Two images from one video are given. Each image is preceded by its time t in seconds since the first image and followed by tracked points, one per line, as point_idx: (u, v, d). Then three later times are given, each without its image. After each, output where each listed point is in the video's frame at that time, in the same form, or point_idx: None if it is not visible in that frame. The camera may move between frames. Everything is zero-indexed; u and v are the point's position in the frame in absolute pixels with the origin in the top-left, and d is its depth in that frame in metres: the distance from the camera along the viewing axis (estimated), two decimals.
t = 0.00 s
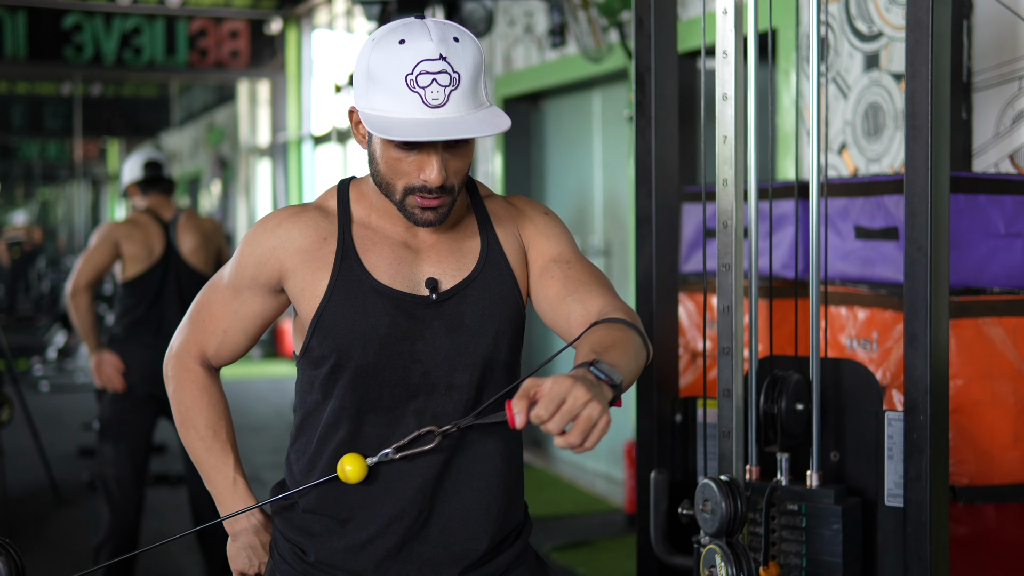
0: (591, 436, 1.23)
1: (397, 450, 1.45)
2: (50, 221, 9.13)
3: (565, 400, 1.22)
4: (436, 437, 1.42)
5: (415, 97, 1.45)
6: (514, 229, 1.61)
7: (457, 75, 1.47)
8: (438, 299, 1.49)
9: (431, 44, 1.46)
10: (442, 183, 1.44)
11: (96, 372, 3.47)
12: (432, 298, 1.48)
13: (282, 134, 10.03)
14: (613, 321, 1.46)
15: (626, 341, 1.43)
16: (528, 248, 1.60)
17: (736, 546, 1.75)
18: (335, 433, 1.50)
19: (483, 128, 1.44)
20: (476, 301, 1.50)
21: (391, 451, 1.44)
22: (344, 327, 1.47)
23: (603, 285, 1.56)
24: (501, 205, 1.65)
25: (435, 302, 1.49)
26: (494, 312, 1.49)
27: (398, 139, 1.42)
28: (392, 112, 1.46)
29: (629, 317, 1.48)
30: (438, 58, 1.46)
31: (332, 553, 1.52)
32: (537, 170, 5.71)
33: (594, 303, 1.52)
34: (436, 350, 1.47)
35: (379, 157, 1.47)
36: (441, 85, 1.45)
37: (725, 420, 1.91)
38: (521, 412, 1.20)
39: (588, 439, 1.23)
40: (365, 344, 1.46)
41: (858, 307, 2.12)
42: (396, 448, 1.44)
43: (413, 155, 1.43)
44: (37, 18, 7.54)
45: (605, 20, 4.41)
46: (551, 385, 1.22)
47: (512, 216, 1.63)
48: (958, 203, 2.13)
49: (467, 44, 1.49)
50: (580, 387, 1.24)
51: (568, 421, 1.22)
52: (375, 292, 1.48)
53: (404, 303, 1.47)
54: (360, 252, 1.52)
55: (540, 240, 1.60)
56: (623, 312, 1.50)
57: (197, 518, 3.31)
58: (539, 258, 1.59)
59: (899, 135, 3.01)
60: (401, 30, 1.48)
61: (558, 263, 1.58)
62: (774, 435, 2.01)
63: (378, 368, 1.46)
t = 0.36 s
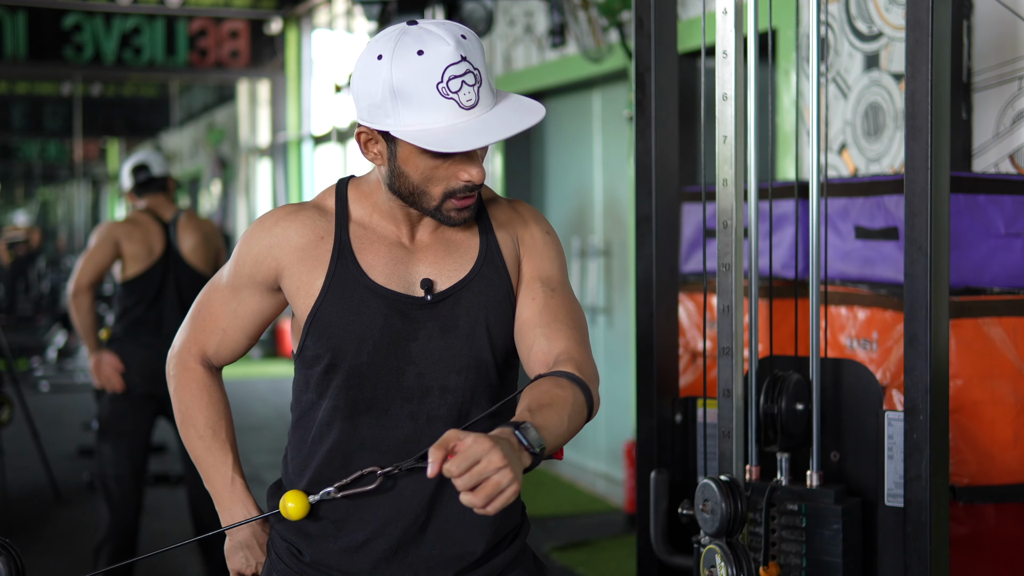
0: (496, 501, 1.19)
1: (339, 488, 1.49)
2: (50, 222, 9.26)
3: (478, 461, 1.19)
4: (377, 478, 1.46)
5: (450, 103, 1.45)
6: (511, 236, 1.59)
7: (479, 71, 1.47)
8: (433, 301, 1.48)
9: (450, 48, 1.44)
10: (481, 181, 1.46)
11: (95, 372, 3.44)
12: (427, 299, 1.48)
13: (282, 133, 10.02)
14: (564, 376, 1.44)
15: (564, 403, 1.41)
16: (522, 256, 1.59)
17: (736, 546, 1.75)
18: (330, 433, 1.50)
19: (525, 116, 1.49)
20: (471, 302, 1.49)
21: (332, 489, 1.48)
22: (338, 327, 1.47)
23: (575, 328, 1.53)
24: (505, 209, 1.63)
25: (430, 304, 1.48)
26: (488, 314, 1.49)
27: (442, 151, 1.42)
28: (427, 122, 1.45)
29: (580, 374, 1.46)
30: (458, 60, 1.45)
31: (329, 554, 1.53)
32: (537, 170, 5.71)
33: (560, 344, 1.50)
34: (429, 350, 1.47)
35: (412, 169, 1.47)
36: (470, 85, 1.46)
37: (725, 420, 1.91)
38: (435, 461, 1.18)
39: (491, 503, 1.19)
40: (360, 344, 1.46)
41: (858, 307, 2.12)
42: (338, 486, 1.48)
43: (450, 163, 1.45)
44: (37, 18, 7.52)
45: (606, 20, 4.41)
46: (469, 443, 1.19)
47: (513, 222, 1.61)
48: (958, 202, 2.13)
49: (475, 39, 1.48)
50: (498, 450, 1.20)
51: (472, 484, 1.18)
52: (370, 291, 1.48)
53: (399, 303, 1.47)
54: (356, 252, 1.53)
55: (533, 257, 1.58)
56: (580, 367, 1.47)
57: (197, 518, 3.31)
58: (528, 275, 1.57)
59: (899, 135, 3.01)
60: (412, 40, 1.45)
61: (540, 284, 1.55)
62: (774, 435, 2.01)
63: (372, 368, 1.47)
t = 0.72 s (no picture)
0: (444, 541, 1.20)
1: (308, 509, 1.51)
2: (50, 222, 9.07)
3: (435, 499, 1.19)
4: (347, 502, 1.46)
5: (460, 99, 1.44)
6: (520, 246, 1.58)
7: (488, 69, 1.47)
8: (438, 310, 1.48)
9: (461, 45, 1.44)
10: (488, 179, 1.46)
11: (97, 372, 3.45)
12: (432, 307, 1.48)
13: (282, 133, 10.11)
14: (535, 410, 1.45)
15: (534, 438, 1.41)
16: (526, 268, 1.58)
17: (736, 546, 1.76)
18: (332, 438, 1.50)
19: (533, 113, 1.49)
20: (475, 312, 1.49)
21: (302, 511, 1.50)
22: (343, 331, 1.47)
23: (564, 357, 1.54)
24: (516, 219, 1.62)
25: (435, 313, 1.48)
26: (493, 326, 1.49)
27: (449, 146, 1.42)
28: (437, 119, 1.45)
29: (554, 407, 1.47)
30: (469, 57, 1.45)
31: (333, 555, 1.52)
32: (537, 170, 5.71)
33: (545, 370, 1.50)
34: (432, 359, 1.47)
35: (419, 167, 1.47)
36: (480, 82, 1.46)
37: (725, 420, 1.91)
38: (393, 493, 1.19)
39: (439, 541, 1.19)
40: (364, 349, 1.46)
41: (859, 307, 2.12)
42: (308, 507, 1.50)
43: (457, 161, 1.45)
44: (37, 18, 7.53)
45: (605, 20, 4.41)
46: (430, 480, 1.19)
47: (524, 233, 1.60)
48: (958, 202, 2.12)
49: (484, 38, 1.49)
50: (457, 494, 1.21)
51: (425, 521, 1.19)
52: (375, 296, 1.48)
53: (403, 309, 1.47)
54: (363, 256, 1.52)
55: (540, 273, 1.57)
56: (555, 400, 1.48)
57: (197, 518, 3.31)
58: (530, 290, 1.55)
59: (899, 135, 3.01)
60: (424, 38, 1.46)
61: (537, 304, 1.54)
62: (774, 434, 2.01)
63: (376, 373, 1.47)
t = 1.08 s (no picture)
0: (626, 497, 1.25)
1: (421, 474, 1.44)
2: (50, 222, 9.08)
3: (604, 461, 1.23)
4: (462, 466, 1.43)
5: (415, 72, 1.45)
6: (540, 254, 1.60)
7: (461, 58, 1.47)
8: (450, 309, 1.48)
9: (441, 25, 1.48)
10: (433, 167, 1.44)
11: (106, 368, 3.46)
12: (445, 306, 1.48)
13: (282, 133, 10.02)
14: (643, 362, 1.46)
15: (654, 386, 1.43)
16: (552, 275, 1.61)
17: (735, 546, 1.75)
18: (343, 431, 1.49)
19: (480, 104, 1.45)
20: (487, 315, 1.49)
21: (416, 476, 1.43)
22: (355, 328, 1.47)
23: (630, 312, 1.58)
24: (529, 224, 1.63)
25: (448, 312, 1.48)
26: (506, 325, 1.49)
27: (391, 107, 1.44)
28: (389, 86, 1.46)
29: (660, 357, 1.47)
30: (444, 39, 1.48)
31: (337, 552, 1.52)
32: (537, 170, 5.70)
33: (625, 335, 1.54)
34: (445, 361, 1.47)
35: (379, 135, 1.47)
36: (441, 64, 1.46)
37: (725, 420, 1.91)
38: (560, 472, 1.22)
39: (621, 499, 1.25)
40: (375, 347, 1.46)
41: (858, 306, 2.12)
42: (421, 472, 1.43)
43: (410, 135, 1.44)
44: (37, 18, 7.52)
45: (605, 20, 4.41)
46: (591, 446, 1.23)
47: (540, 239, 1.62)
48: (958, 202, 2.12)
49: (477, 33, 1.50)
50: (621, 450, 1.25)
51: (603, 484, 1.24)
52: (388, 294, 1.48)
53: (416, 307, 1.47)
54: (376, 255, 1.52)
55: (569, 263, 1.61)
56: (653, 349, 1.50)
57: (197, 518, 3.31)
58: (569, 282, 1.61)
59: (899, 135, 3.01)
60: (415, 16, 1.52)
61: (588, 287, 1.60)
62: (774, 434, 2.00)
63: (386, 372, 1.47)
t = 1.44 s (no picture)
0: (732, 304, 1.29)
1: (493, 374, 1.47)
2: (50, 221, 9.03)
3: (702, 274, 1.28)
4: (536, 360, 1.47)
5: (398, 70, 1.47)
6: (536, 219, 1.65)
7: (446, 60, 1.47)
8: (455, 301, 1.49)
9: (432, 27, 1.49)
10: (408, 165, 1.44)
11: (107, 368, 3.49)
12: (450, 299, 1.49)
13: (282, 133, 10.04)
14: (679, 223, 1.54)
15: (706, 229, 1.50)
16: (554, 236, 1.65)
17: (736, 545, 1.75)
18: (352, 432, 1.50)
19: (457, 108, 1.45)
20: (492, 302, 1.51)
21: (489, 376, 1.46)
22: (360, 330, 1.46)
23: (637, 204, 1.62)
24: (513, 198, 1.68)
25: (453, 304, 1.49)
26: (513, 310, 1.51)
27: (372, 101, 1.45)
28: (373, 83, 1.48)
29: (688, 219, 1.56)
30: (432, 41, 1.49)
31: (338, 548, 1.51)
32: (537, 170, 5.71)
33: (652, 221, 1.58)
34: (452, 349, 1.49)
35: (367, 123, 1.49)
36: (426, 65, 1.46)
37: (725, 420, 1.91)
38: (661, 295, 1.27)
39: (728, 307, 1.29)
40: (383, 346, 1.46)
41: (858, 307, 2.12)
42: (493, 372, 1.46)
43: (391, 131, 1.45)
44: (37, 18, 7.52)
45: (605, 20, 4.41)
46: (685, 265, 1.28)
47: (530, 205, 1.66)
48: (958, 202, 2.12)
49: (468, 39, 1.51)
50: (715, 258, 1.29)
51: (707, 297, 1.28)
52: (392, 294, 1.47)
53: (421, 305, 1.47)
54: (377, 255, 1.52)
55: (564, 210, 1.65)
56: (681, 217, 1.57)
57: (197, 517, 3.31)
58: (575, 228, 1.64)
59: (899, 135, 3.01)
60: (411, 16, 1.53)
61: (596, 218, 1.64)
62: (774, 435, 2.00)
63: (395, 369, 1.47)
